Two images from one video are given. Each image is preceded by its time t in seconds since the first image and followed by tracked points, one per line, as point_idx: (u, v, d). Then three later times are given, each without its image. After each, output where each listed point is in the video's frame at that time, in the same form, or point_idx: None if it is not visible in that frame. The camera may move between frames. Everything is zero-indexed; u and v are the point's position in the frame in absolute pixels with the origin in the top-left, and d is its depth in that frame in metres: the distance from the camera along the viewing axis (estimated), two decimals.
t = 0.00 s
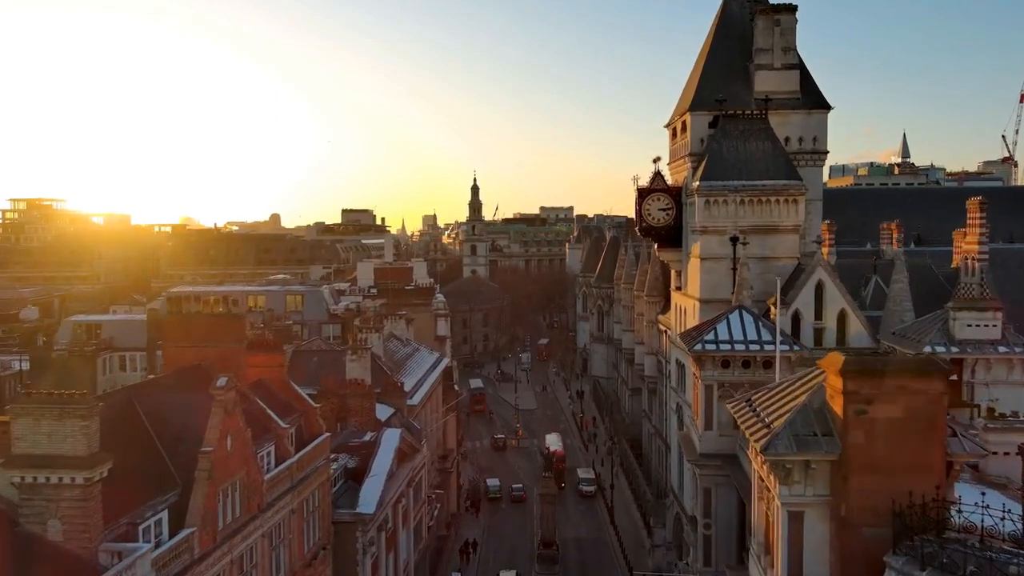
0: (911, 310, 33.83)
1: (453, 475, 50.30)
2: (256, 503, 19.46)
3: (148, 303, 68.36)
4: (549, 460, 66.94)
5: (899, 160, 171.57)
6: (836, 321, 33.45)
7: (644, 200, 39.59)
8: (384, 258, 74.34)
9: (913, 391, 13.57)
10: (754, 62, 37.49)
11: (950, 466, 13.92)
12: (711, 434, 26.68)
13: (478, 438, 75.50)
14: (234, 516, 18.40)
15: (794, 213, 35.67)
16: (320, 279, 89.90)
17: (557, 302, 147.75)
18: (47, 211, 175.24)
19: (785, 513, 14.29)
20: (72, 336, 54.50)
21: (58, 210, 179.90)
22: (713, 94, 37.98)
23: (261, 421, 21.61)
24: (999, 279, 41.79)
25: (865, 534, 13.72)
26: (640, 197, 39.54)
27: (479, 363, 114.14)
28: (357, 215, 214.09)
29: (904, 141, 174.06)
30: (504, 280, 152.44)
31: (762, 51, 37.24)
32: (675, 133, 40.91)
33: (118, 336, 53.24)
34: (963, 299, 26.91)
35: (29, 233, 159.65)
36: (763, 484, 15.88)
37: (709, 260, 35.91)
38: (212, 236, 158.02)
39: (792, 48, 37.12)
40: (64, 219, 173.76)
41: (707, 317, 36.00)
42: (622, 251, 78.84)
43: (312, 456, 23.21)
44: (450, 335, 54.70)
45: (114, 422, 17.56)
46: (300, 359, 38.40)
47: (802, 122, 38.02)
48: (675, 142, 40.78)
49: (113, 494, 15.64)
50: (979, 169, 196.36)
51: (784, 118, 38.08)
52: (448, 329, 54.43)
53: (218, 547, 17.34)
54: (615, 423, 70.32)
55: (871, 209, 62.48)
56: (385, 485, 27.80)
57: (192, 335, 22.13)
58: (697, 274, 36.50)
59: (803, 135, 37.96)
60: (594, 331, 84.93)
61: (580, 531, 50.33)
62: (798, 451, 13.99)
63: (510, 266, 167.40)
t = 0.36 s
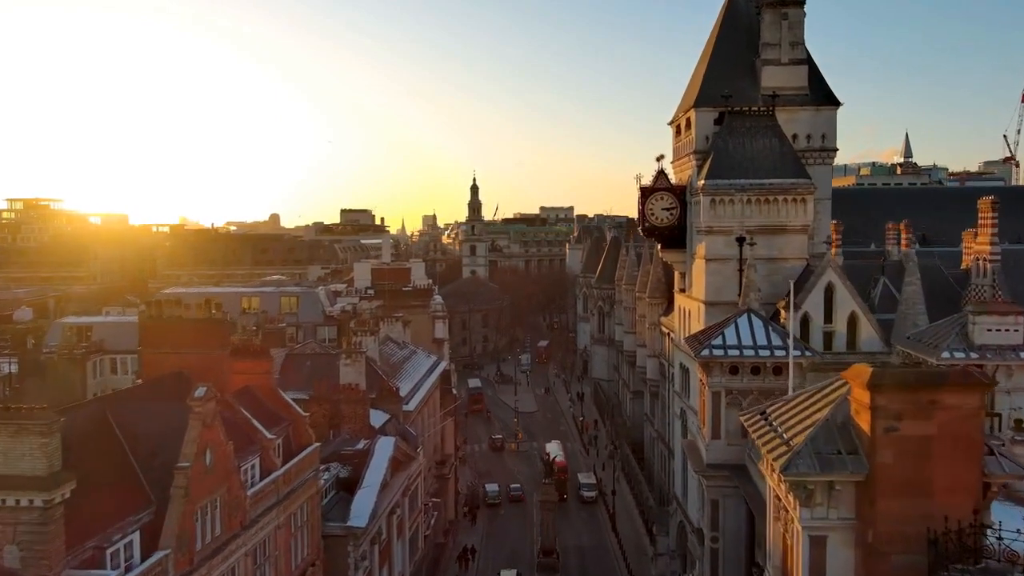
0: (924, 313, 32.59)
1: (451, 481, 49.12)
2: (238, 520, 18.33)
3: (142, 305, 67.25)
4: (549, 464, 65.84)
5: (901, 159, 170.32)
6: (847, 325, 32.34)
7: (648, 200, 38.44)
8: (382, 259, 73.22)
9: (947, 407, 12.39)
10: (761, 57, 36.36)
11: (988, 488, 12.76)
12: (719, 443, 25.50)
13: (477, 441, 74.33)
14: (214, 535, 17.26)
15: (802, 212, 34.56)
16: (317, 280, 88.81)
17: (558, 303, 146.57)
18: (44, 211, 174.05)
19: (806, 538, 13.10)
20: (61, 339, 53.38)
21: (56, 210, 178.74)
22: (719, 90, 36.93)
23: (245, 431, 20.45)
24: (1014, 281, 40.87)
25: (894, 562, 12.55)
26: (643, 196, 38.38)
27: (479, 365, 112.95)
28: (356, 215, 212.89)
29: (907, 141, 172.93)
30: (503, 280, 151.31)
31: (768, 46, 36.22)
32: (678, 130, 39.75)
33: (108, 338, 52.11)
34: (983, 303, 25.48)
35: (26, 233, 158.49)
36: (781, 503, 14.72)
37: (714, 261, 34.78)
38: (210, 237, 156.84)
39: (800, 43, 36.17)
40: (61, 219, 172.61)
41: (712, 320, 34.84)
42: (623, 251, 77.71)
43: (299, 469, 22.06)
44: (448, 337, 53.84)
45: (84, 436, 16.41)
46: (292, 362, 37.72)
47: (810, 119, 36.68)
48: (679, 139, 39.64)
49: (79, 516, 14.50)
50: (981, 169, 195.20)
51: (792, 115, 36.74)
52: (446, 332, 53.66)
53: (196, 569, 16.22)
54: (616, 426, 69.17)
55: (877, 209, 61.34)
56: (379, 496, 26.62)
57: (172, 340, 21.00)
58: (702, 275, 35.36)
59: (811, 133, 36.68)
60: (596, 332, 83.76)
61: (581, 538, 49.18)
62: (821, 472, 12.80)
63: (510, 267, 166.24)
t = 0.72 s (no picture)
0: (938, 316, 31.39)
1: (449, 487, 48.00)
2: (217, 539, 17.18)
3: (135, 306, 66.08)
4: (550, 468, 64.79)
5: (903, 159, 169.21)
6: (857, 328, 31.26)
7: (650, 198, 37.32)
8: (379, 260, 72.02)
9: (985, 424, 11.28)
10: (768, 51, 35.23)
11: None
12: (726, 453, 24.37)
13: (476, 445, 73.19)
14: (190, 556, 16.14)
15: (811, 211, 33.40)
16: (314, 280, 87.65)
17: (558, 303, 145.46)
18: (41, 211, 172.86)
19: (829, 566, 11.97)
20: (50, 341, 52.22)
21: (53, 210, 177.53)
22: (724, 85, 35.78)
23: (227, 441, 19.29)
24: None
25: None
26: (645, 195, 37.23)
27: (478, 366, 111.83)
28: (355, 215, 211.79)
29: (908, 141, 171.81)
30: (503, 281, 150.21)
31: (775, 40, 35.10)
32: (682, 127, 38.63)
33: (98, 341, 50.96)
34: (1004, 306, 23.89)
35: (23, 233, 157.39)
36: (799, 525, 13.61)
37: (720, 262, 33.66)
38: (207, 237, 155.66)
39: (808, 37, 35.04)
40: (58, 219, 171.43)
41: (717, 323, 33.73)
42: (624, 252, 76.64)
43: (285, 482, 20.90)
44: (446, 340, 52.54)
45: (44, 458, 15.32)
46: (284, 366, 37.02)
47: (818, 115, 35.50)
48: (683, 137, 38.50)
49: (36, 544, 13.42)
50: (982, 169, 194.20)
51: (800, 111, 35.56)
52: (444, 334, 52.26)
53: None
54: (617, 429, 68.06)
55: (882, 208, 60.23)
56: (371, 508, 25.47)
57: (151, 346, 19.91)
58: (707, 276, 34.24)
59: (819, 130, 35.50)
60: (596, 333, 82.64)
61: (581, 545, 48.12)
62: (847, 495, 11.68)
63: (510, 267, 165.09)
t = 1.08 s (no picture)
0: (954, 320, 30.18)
1: (446, 493, 46.90)
2: (194, 560, 16.07)
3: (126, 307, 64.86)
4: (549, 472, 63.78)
5: (905, 159, 168.03)
6: (868, 332, 30.16)
7: (653, 197, 36.13)
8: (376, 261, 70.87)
9: None
10: (775, 46, 34.08)
11: None
12: (735, 463, 23.27)
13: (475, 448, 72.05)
14: None
15: (819, 211, 32.31)
16: (311, 281, 86.45)
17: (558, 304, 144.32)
18: (37, 211, 171.61)
19: None
20: (38, 343, 51.03)
21: (49, 210, 176.40)
22: (730, 80, 34.63)
23: (205, 455, 18.17)
24: None
25: None
26: (648, 194, 36.06)
27: (477, 368, 110.69)
28: (353, 215, 210.68)
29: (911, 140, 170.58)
30: (502, 281, 149.07)
31: (783, 34, 33.96)
32: (687, 124, 37.44)
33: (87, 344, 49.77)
34: None
35: (18, 233, 156.23)
36: (820, 550, 12.52)
37: (726, 263, 32.51)
38: (204, 237, 154.49)
39: (816, 31, 33.92)
40: (55, 218, 170.25)
41: (723, 327, 32.61)
42: (625, 252, 75.47)
43: (270, 496, 19.76)
44: (444, 343, 51.35)
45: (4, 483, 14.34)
46: (276, 369, 36.04)
47: (827, 111, 34.48)
48: (687, 134, 37.37)
49: None
50: (984, 169, 193.15)
51: (808, 107, 34.55)
52: (441, 337, 51.07)
53: None
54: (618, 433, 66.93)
55: (888, 207, 59.09)
56: (362, 522, 24.35)
57: (127, 353, 18.80)
58: (712, 278, 33.09)
59: (828, 126, 34.44)
60: (597, 335, 81.54)
61: (581, 553, 47.02)
62: (877, 522, 10.56)
63: (509, 268, 163.99)
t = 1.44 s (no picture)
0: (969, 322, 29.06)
1: (444, 499, 45.91)
2: None
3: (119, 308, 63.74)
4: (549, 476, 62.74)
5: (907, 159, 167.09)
6: (879, 336, 29.20)
7: (657, 197, 35.12)
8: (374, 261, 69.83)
9: None
10: (782, 40, 33.07)
11: None
12: (743, 474, 22.24)
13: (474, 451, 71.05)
14: None
15: (828, 210, 31.27)
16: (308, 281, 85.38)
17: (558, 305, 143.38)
18: (34, 211, 170.44)
19: None
20: (27, 345, 49.92)
21: (46, 209, 175.34)
22: (737, 76, 33.59)
23: (185, 468, 17.18)
24: None
25: None
26: (652, 193, 35.05)
27: (476, 369, 109.70)
28: (352, 215, 209.74)
29: (913, 140, 169.63)
30: (502, 282, 148.10)
31: (790, 28, 32.96)
32: (691, 121, 36.47)
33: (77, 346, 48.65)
34: None
35: (15, 233, 155.15)
36: None
37: (732, 263, 31.53)
38: (202, 237, 153.42)
39: (825, 25, 32.91)
40: (52, 218, 169.28)
41: (728, 330, 31.60)
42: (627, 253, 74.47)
43: (255, 510, 18.75)
44: (442, 345, 50.30)
45: None
46: (268, 372, 35.03)
47: (835, 108, 33.34)
48: (691, 131, 36.35)
49: None
50: (986, 169, 192.26)
51: (816, 104, 33.40)
52: (439, 339, 50.01)
53: None
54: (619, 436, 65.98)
55: (894, 207, 58.03)
56: (354, 534, 23.35)
57: (102, 360, 17.83)
58: (718, 279, 32.08)
59: (837, 124, 33.27)
60: (598, 336, 80.60)
61: (583, 560, 45.99)
62: (909, 556, 9.66)
63: (509, 268, 163.01)
